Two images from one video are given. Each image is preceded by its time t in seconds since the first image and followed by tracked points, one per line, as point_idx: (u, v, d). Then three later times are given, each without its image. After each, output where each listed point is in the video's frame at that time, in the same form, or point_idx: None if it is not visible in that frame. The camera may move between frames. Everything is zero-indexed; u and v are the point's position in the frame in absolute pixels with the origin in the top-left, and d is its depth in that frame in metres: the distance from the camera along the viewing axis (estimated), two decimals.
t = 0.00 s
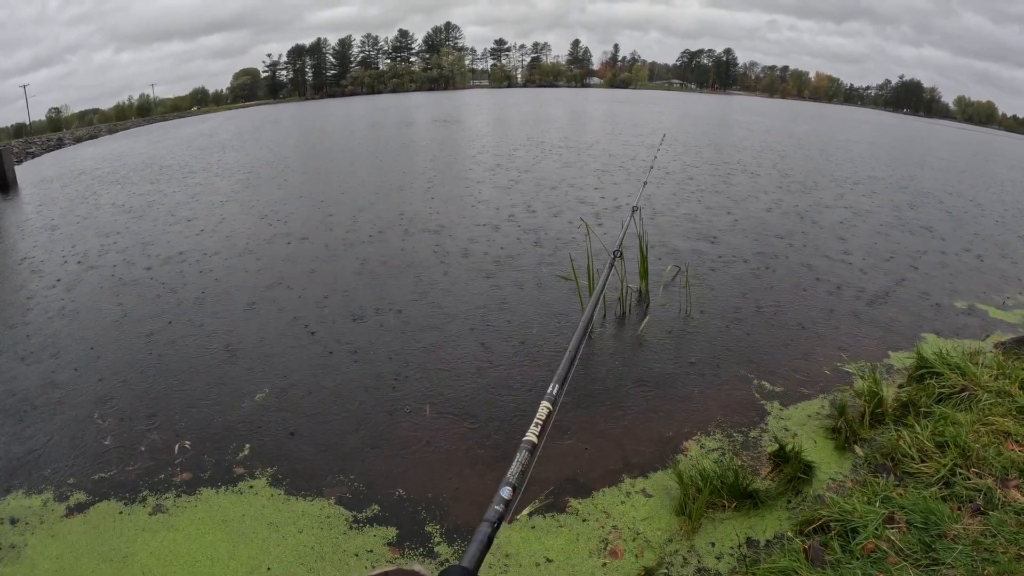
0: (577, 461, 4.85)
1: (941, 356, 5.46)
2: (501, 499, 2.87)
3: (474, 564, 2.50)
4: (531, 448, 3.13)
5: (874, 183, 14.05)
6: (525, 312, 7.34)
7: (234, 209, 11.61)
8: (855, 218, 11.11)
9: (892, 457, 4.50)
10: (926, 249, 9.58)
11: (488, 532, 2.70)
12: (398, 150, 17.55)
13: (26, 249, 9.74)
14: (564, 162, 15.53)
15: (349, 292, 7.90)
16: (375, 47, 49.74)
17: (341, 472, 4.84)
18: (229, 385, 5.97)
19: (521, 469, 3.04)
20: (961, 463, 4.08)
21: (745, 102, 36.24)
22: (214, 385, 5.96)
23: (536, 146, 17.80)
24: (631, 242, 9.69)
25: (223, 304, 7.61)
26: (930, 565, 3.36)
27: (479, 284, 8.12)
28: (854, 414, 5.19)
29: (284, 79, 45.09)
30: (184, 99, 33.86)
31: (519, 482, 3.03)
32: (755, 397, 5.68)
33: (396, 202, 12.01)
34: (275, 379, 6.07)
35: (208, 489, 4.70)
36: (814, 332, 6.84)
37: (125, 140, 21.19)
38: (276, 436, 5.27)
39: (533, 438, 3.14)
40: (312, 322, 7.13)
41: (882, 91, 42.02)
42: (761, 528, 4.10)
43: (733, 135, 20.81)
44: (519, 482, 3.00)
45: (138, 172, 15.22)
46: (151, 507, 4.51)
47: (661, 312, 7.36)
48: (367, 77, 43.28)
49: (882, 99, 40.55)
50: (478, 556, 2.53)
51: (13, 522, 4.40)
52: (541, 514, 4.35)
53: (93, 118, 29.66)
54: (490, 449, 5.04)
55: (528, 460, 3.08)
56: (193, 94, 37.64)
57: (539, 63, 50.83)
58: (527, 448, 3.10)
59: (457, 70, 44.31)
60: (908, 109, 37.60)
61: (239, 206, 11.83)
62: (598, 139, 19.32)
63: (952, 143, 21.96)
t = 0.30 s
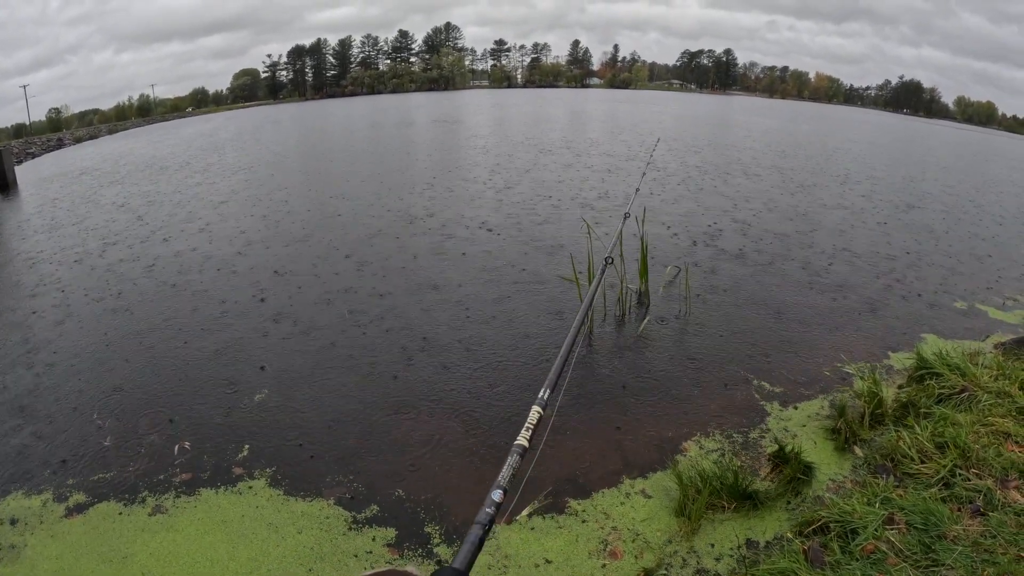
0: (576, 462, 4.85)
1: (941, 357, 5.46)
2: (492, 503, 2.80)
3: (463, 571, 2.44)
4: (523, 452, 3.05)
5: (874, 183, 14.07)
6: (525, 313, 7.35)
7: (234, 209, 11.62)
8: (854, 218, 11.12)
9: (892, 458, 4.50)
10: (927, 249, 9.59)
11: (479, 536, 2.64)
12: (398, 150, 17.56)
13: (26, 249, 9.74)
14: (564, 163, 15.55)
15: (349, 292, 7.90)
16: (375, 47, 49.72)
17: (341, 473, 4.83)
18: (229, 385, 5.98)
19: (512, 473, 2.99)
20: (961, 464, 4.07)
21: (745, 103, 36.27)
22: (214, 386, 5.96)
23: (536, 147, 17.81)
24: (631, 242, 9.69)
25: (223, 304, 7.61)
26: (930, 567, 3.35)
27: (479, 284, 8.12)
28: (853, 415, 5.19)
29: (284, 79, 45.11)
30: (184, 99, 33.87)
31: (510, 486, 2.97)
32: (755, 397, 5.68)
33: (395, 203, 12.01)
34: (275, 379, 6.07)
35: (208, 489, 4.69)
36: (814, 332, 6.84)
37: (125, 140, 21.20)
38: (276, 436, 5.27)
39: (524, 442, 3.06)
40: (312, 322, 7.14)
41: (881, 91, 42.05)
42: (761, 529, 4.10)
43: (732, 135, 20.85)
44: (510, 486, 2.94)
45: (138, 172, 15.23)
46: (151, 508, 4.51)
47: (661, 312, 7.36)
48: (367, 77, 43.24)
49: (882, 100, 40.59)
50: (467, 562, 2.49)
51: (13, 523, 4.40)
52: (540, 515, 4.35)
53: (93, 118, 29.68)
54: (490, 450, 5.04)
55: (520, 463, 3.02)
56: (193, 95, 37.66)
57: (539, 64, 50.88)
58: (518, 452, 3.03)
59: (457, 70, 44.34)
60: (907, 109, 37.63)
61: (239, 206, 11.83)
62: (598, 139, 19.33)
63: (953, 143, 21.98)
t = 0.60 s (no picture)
0: (575, 463, 4.85)
1: (941, 357, 5.46)
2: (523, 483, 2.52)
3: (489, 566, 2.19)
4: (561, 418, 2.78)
5: (874, 183, 14.08)
6: (524, 313, 7.35)
7: (234, 210, 11.63)
8: (854, 218, 11.12)
9: (892, 458, 4.49)
10: (927, 249, 9.59)
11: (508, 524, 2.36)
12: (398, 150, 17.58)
13: (26, 249, 9.73)
14: (563, 163, 15.56)
15: (349, 293, 7.90)
16: (375, 47, 49.74)
17: (341, 473, 4.83)
18: (229, 385, 5.97)
19: (548, 447, 2.69)
20: (962, 464, 4.07)
21: (744, 103, 36.29)
22: (214, 386, 5.96)
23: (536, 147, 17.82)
24: (631, 242, 9.69)
25: (222, 305, 7.61)
26: (931, 568, 3.34)
27: (478, 284, 8.12)
28: (854, 415, 5.19)
29: (284, 79, 45.13)
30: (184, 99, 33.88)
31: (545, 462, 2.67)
32: (755, 397, 5.67)
33: (395, 203, 12.01)
34: (274, 379, 6.06)
35: (208, 489, 4.69)
36: (814, 332, 6.84)
37: (125, 140, 21.20)
38: (276, 436, 5.26)
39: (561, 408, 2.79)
40: (312, 323, 7.14)
41: (881, 91, 42.09)
42: (761, 529, 4.10)
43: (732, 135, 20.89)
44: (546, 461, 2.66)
45: (138, 172, 15.23)
46: (150, 508, 4.50)
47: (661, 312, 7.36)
48: (367, 77, 43.25)
49: (882, 100, 40.63)
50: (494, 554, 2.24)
51: (13, 523, 4.39)
52: (540, 515, 4.34)
53: (94, 118, 29.67)
54: (489, 450, 5.03)
55: (556, 435, 2.72)
56: (193, 95, 37.67)
57: (539, 64, 50.94)
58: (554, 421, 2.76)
59: (457, 70, 44.36)
60: (907, 109, 37.67)
61: (239, 206, 11.84)
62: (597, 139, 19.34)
63: (953, 143, 21.99)
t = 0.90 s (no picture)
0: (574, 463, 4.84)
1: (941, 357, 5.46)
2: (583, 478, 2.34)
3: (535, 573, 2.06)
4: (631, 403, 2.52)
5: (874, 183, 14.08)
6: (523, 313, 7.34)
7: (233, 210, 11.62)
8: (853, 218, 11.12)
9: (892, 458, 4.48)
10: (926, 249, 9.59)
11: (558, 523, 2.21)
12: (398, 150, 17.58)
13: (26, 249, 9.72)
14: (563, 163, 15.56)
15: (348, 293, 7.89)
16: (375, 48, 49.74)
17: (340, 473, 4.83)
18: (228, 386, 5.96)
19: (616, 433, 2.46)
20: (962, 465, 4.06)
21: (744, 103, 36.30)
22: (213, 385, 5.95)
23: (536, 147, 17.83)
24: (631, 242, 9.69)
25: (221, 304, 7.60)
26: (931, 568, 3.34)
27: (478, 284, 8.11)
28: (854, 415, 5.19)
29: (284, 79, 45.14)
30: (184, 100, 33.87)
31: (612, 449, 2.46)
32: (755, 398, 5.66)
33: (395, 203, 12.01)
34: (273, 380, 6.05)
35: (207, 489, 4.68)
36: (813, 332, 6.84)
37: (124, 140, 21.17)
38: (275, 437, 5.26)
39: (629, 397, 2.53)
40: (312, 323, 7.13)
41: (881, 92, 42.10)
42: (761, 530, 4.09)
43: (732, 135, 20.91)
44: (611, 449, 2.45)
45: (137, 172, 15.23)
46: (150, 508, 4.49)
47: (660, 312, 7.36)
48: (367, 77, 43.24)
49: (881, 101, 40.66)
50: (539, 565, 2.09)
51: (12, 522, 4.39)
52: (539, 515, 4.34)
53: (94, 118, 29.68)
54: (488, 451, 5.02)
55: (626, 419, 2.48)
56: (193, 96, 37.67)
57: (539, 64, 50.97)
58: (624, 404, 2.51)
59: (457, 71, 44.36)
60: (907, 110, 37.68)
61: (239, 207, 11.83)
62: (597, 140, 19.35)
63: (953, 143, 22.01)
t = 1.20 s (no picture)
0: (573, 463, 4.84)
1: (941, 358, 5.46)
2: (554, 461, 2.75)
3: (516, 552, 2.40)
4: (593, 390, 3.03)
5: (874, 184, 14.08)
6: (523, 313, 7.33)
7: (233, 210, 11.61)
8: (853, 219, 11.11)
9: (892, 458, 4.48)
10: (926, 250, 9.58)
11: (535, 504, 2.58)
12: (397, 150, 17.58)
13: (25, 249, 9.71)
14: (562, 163, 15.55)
15: (348, 293, 7.89)
16: (374, 48, 49.74)
17: (339, 473, 4.82)
18: (227, 386, 5.95)
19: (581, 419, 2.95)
20: (961, 465, 4.06)
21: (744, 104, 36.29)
22: (212, 386, 5.95)
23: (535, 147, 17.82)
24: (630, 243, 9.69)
25: (221, 304, 7.60)
26: (930, 568, 3.34)
27: (477, 284, 8.11)
28: (853, 416, 5.19)
29: (284, 80, 45.11)
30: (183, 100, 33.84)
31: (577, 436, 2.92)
32: (755, 398, 5.66)
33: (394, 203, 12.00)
34: (273, 380, 6.04)
35: (207, 489, 4.68)
36: (813, 333, 6.83)
37: (124, 141, 21.15)
38: (274, 437, 5.25)
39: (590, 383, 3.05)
40: (311, 323, 7.12)
41: (880, 93, 42.12)
42: (761, 530, 4.09)
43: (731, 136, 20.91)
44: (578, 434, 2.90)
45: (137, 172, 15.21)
46: (149, 508, 4.49)
47: (660, 312, 7.35)
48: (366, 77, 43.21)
49: (881, 102, 40.67)
50: (519, 543, 2.42)
51: (11, 522, 4.38)
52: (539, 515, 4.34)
53: (93, 118, 29.65)
54: (488, 451, 5.02)
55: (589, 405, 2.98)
56: (193, 96, 37.64)
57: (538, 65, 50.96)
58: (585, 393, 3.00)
59: (456, 71, 44.35)
60: (907, 111, 37.68)
61: (239, 207, 11.82)
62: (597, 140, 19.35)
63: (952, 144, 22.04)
